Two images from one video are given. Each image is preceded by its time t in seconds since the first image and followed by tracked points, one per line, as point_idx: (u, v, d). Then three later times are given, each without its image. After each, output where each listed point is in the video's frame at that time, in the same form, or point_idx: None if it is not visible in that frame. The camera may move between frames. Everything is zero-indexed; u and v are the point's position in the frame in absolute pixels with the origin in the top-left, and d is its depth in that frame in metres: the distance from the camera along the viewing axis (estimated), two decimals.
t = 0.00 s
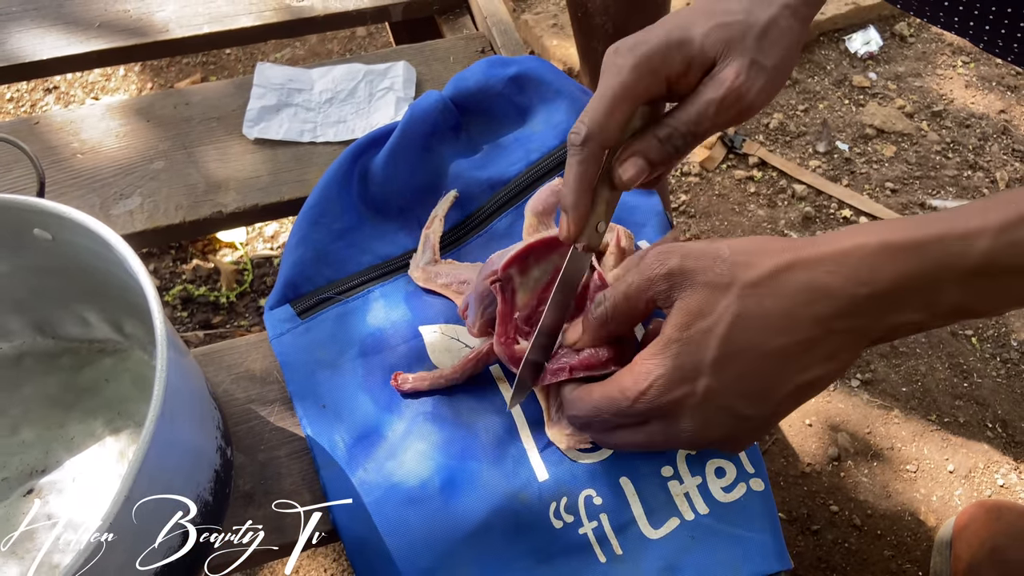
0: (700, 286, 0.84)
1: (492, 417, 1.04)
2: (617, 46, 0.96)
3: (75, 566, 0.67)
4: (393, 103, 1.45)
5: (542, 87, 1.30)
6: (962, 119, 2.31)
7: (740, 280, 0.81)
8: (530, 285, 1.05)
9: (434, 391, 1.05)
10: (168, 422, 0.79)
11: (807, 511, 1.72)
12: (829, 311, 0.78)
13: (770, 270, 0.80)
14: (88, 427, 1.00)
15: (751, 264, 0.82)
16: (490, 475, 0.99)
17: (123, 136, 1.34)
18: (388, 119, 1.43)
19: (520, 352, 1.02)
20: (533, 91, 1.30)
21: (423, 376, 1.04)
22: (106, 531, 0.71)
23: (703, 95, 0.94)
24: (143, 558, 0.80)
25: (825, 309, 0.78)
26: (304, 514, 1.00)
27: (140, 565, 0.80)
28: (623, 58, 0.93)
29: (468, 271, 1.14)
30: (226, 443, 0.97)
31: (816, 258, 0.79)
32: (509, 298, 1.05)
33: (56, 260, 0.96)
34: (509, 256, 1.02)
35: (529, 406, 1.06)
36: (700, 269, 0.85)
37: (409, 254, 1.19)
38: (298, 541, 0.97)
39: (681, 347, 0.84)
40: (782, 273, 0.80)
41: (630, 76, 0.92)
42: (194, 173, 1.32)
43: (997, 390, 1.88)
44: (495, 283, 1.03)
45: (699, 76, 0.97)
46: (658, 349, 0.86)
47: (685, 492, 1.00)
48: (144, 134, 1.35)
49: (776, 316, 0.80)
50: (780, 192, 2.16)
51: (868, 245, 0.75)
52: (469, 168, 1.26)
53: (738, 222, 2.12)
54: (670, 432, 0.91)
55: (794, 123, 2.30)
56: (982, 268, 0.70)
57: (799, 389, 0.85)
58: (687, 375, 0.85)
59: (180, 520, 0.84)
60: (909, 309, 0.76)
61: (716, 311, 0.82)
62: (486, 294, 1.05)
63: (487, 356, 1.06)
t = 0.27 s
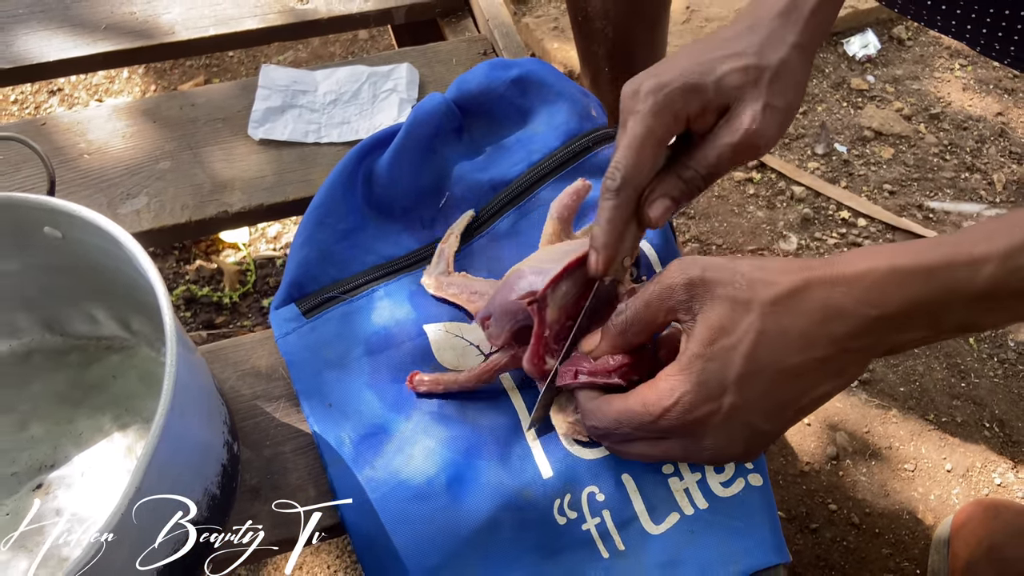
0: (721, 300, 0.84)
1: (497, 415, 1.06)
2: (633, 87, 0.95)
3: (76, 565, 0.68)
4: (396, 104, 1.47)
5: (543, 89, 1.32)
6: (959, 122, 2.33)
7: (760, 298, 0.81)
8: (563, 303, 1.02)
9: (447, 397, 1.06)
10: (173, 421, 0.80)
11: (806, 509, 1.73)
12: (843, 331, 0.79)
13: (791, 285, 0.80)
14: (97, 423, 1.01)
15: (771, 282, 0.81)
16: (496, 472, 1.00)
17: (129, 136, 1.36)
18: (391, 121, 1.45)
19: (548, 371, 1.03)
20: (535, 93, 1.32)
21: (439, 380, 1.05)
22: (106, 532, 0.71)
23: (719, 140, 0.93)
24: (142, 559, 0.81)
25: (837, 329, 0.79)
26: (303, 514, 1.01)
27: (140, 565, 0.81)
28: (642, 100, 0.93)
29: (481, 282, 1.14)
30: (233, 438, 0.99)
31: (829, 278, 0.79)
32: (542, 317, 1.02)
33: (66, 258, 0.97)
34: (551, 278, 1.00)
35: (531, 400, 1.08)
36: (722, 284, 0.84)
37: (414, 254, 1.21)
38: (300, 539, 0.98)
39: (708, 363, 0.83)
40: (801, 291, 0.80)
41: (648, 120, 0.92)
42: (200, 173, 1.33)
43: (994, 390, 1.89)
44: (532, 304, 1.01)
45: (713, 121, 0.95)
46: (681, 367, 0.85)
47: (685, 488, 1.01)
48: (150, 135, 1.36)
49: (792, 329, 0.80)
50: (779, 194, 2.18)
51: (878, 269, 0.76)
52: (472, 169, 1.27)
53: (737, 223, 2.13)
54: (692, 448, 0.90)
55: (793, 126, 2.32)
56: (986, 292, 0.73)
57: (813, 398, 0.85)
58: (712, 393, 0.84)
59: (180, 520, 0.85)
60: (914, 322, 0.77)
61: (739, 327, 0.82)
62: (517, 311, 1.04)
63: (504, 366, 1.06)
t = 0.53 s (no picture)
0: (774, 289, 0.80)
1: (502, 411, 1.06)
2: (656, 77, 1.05)
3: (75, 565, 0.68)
4: (401, 105, 1.48)
5: (548, 89, 1.33)
6: (960, 124, 2.34)
7: (815, 291, 0.77)
8: (572, 309, 1.03)
9: (454, 400, 1.06)
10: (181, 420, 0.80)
11: (808, 508, 1.74)
12: (887, 333, 0.77)
13: (838, 284, 0.77)
14: (106, 419, 1.02)
15: (823, 276, 0.77)
16: (503, 467, 1.01)
17: (137, 136, 1.37)
18: (396, 121, 1.46)
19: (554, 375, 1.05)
20: (540, 94, 1.33)
21: (445, 390, 1.04)
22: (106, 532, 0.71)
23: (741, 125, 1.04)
24: (142, 559, 0.80)
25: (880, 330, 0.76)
26: (303, 514, 1.01)
27: (140, 565, 0.80)
28: (666, 89, 1.02)
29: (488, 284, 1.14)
30: (241, 433, 1.00)
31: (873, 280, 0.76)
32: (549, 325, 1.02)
33: (76, 255, 0.99)
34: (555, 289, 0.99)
35: (535, 396, 1.09)
36: (773, 273, 0.80)
37: (420, 253, 1.22)
38: (298, 542, 0.98)
39: (759, 348, 0.80)
40: (852, 290, 0.76)
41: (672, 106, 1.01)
42: (207, 173, 1.34)
43: (995, 390, 1.90)
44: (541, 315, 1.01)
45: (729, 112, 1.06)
46: (726, 348, 0.81)
47: (690, 483, 1.01)
48: (158, 135, 1.38)
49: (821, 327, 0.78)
50: (780, 196, 2.19)
51: (924, 273, 0.74)
52: (477, 169, 1.29)
53: (739, 224, 2.14)
54: (722, 426, 0.87)
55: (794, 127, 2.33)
56: None
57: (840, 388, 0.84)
58: (759, 374, 0.81)
59: (180, 520, 0.84)
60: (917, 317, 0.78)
61: (793, 318, 0.78)
62: (527, 317, 1.04)
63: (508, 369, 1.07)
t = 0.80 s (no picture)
0: (807, 275, 0.78)
1: (509, 412, 1.07)
2: None
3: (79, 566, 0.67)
4: (405, 108, 1.49)
5: (553, 92, 1.33)
6: (961, 127, 2.35)
7: (850, 274, 0.76)
8: (558, 302, 1.03)
9: (461, 401, 1.06)
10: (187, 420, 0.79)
11: (811, 511, 1.74)
12: (929, 312, 0.75)
13: (875, 268, 0.75)
14: (113, 420, 1.03)
15: (861, 259, 0.76)
16: (510, 469, 1.02)
17: (142, 139, 1.37)
18: (401, 124, 1.46)
19: (560, 373, 1.05)
20: (545, 96, 1.34)
21: (455, 388, 1.06)
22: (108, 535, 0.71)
23: None
24: (142, 558, 0.79)
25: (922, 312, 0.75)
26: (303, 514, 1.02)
27: (140, 565, 0.79)
28: None
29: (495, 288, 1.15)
30: (248, 434, 1.00)
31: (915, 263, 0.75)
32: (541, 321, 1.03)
33: (84, 256, 0.99)
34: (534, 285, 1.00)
35: (542, 396, 1.10)
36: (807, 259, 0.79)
37: (425, 255, 1.22)
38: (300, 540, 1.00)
39: (794, 334, 0.77)
40: (890, 271, 0.75)
41: None
42: (213, 175, 1.35)
43: (997, 393, 1.90)
44: (527, 312, 1.02)
45: None
46: (751, 337, 0.79)
47: (699, 485, 1.01)
48: (163, 138, 1.38)
49: (858, 311, 0.76)
50: (783, 199, 2.20)
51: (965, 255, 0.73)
52: (482, 171, 1.29)
53: (741, 227, 2.15)
54: (759, 414, 0.84)
55: (796, 130, 2.34)
56: None
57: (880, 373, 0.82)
58: (793, 362, 0.78)
59: (180, 520, 0.83)
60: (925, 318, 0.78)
61: (828, 304, 0.76)
62: (517, 318, 1.06)
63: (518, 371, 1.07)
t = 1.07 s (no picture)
0: (802, 235, 0.70)
1: (509, 417, 1.08)
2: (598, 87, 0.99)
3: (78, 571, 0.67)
4: (405, 112, 1.49)
5: (553, 96, 1.34)
6: (960, 131, 2.35)
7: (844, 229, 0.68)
8: (551, 308, 1.07)
9: (458, 405, 1.07)
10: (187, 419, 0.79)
11: (811, 515, 1.74)
12: (933, 273, 0.67)
13: (873, 224, 0.67)
14: (113, 423, 1.03)
15: (855, 217, 0.69)
16: (510, 473, 1.02)
17: (143, 143, 1.38)
18: (401, 128, 1.47)
19: (555, 377, 1.06)
20: (545, 101, 1.34)
21: (453, 391, 1.06)
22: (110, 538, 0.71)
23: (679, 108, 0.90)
24: (142, 558, 0.78)
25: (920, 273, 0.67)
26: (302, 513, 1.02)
27: (140, 565, 0.78)
28: (602, 96, 0.96)
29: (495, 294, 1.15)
30: (248, 438, 1.00)
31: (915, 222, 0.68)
32: (534, 325, 1.06)
33: (85, 260, 0.99)
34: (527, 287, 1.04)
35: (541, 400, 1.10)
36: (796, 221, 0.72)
37: (425, 259, 1.22)
38: (298, 542, 0.99)
39: (791, 284, 0.68)
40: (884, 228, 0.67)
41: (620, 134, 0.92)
42: (213, 179, 1.35)
43: (997, 397, 1.90)
44: (519, 315, 1.05)
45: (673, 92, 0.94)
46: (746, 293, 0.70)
47: (698, 490, 1.02)
48: (164, 142, 1.39)
49: (857, 271, 0.67)
50: (782, 203, 2.20)
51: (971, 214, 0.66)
52: (483, 175, 1.30)
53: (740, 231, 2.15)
54: (753, 377, 0.74)
55: (796, 134, 2.34)
56: None
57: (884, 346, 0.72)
58: (790, 313, 0.68)
59: (180, 520, 0.83)
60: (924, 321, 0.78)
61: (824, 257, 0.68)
62: (511, 326, 1.08)
63: (516, 377, 1.08)
